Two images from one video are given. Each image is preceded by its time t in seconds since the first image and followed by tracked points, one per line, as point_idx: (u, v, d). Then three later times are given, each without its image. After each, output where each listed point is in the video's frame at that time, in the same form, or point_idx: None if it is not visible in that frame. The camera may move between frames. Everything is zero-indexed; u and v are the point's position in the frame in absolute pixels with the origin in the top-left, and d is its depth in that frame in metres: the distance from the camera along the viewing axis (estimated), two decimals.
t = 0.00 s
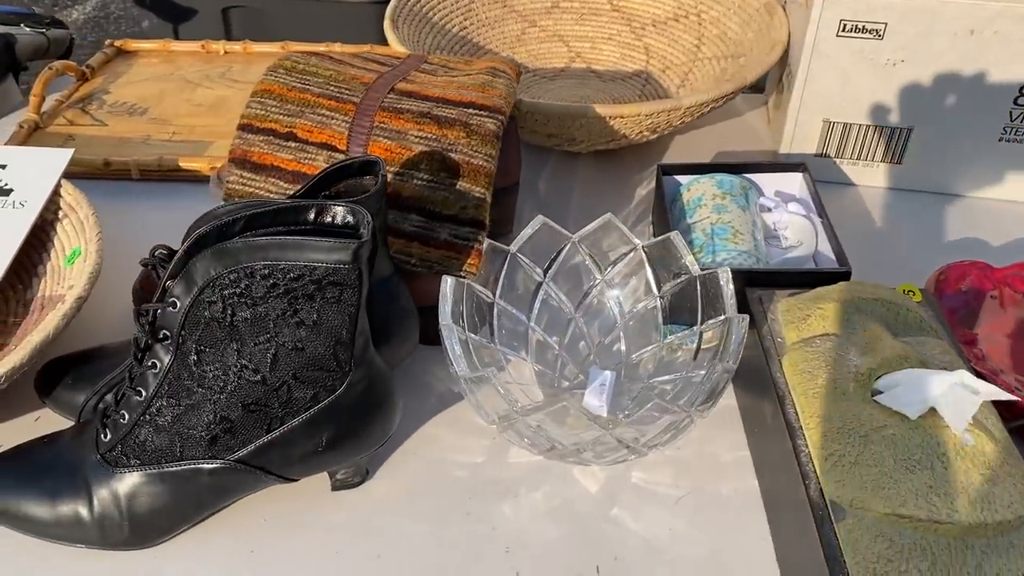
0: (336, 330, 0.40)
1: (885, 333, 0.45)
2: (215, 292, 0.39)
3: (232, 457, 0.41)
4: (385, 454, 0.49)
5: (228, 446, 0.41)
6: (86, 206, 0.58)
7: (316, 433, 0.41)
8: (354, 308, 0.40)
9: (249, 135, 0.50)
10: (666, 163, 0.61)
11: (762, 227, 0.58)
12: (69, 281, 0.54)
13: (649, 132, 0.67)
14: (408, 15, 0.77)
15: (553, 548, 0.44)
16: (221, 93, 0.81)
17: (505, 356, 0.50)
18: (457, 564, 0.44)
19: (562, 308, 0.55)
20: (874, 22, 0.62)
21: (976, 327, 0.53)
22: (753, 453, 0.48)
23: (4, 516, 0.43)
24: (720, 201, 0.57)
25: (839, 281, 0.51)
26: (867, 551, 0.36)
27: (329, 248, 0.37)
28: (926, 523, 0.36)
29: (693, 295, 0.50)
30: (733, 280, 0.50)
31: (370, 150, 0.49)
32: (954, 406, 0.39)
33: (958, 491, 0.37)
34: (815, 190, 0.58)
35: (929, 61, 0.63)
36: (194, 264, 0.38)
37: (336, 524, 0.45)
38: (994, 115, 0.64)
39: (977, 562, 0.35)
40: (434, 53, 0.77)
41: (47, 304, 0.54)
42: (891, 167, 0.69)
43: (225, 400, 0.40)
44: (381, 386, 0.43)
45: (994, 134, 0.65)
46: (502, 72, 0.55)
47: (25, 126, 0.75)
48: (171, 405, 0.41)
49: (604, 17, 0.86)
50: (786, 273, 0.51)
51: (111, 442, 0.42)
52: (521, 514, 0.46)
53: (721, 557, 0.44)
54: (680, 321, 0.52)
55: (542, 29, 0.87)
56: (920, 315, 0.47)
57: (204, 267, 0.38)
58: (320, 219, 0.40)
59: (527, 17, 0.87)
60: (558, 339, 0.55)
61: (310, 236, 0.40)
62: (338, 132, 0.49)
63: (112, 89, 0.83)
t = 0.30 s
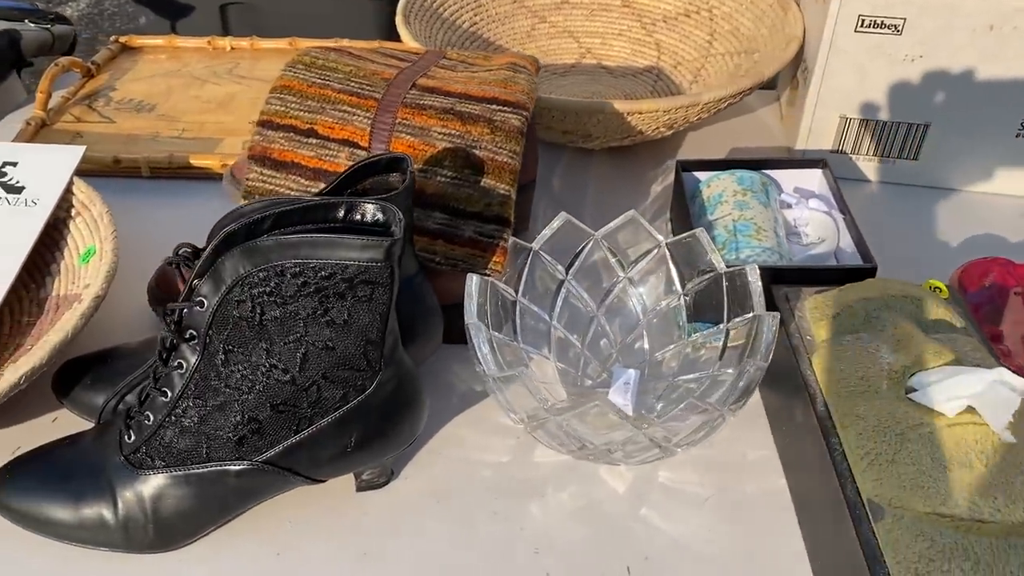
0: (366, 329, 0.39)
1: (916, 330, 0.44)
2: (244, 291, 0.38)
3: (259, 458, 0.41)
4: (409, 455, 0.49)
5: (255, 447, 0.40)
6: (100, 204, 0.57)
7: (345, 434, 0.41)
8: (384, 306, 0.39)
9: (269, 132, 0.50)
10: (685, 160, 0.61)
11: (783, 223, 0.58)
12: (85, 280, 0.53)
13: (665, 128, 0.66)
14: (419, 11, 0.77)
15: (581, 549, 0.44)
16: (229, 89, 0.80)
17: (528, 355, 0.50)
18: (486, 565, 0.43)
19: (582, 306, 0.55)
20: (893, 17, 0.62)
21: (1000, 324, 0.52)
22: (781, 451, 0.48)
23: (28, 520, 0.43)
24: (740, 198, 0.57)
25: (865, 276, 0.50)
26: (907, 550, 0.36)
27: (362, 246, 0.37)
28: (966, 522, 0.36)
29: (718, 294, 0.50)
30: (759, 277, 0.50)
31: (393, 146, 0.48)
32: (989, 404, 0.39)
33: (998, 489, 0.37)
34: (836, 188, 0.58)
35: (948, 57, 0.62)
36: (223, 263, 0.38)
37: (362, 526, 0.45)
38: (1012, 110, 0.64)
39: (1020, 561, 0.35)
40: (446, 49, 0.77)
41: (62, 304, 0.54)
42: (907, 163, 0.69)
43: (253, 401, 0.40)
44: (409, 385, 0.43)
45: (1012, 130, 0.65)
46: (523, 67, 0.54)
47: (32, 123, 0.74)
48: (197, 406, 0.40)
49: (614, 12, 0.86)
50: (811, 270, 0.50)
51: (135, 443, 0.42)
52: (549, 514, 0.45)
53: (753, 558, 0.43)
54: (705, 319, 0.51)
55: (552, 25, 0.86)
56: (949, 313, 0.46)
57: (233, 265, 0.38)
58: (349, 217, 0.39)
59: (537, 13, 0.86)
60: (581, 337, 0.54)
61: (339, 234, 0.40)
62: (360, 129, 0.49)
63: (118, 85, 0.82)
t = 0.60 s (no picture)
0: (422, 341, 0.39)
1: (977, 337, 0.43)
2: (300, 302, 0.37)
3: (312, 473, 0.40)
4: (455, 466, 0.48)
5: (308, 461, 0.39)
6: (131, 208, 0.56)
7: (400, 447, 0.40)
8: (441, 318, 0.39)
9: (310, 137, 0.48)
10: (725, 164, 0.61)
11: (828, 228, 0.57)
12: (119, 287, 0.53)
13: (701, 130, 0.65)
14: (446, 11, 0.76)
15: (634, 562, 0.43)
16: (250, 90, 0.79)
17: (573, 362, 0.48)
18: None
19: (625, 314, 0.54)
20: (933, 19, 0.61)
21: None
22: (834, 462, 0.47)
23: (71, 537, 0.42)
24: (785, 202, 0.57)
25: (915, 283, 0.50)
26: (982, 566, 0.35)
27: (422, 256, 0.36)
28: None
29: (768, 302, 0.49)
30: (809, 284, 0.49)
31: (437, 152, 0.47)
32: None
33: None
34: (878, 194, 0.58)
35: (988, 59, 0.62)
36: (278, 274, 0.37)
37: (412, 540, 0.44)
38: None
39: None
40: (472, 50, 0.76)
41: (95, 312, 0.53)
42: (943, 166, 0.68)
43: (307, 415, 0.39)
44: (461, 396, 0.42)
45: None
46: (564, 70, 0.53)
47: (53, 125, 0.73)
48: (249, 420, 0.39)
49: (639, 12, 0.84)
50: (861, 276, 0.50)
51: (182, 458, 0.41)
52: (601, 528, 0.45)
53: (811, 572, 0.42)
54: (753, 328, 0.51)
55: (576, 25, 0.85)
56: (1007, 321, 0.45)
57: (289, 276, 0.37)
58: (405, 226, 0.38)
59: (561, 13, 0.85)
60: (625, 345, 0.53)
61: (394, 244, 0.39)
62: (404, 134, 0.48)
63: (137, 86, 0.81)
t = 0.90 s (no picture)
0: (491, 367, 0.38)
1: None
2: (367, 329, 0.36)
3: (376, 503, 0.39)
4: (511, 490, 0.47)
5: (372, 491, 0.38)
6: (172, 224, 0.55)
7: (465, 475, 0.39)
8: (510, 344, 0.38)
9: (361, 154, 0.47)
10: (772, 176, 0.60)
11: (879, 243, 0.56)
12: (163, 306, 0.52)
13: (745, 141, 0.64)
14: (479, 18, 0.75)
15: None
16: (279, 98, 0.78)
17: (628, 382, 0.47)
18: None
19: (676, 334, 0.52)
20: (983, 29, 0.60)
21: None
22: (896, 486, 0.46)
23: (122, 567, 0.40)
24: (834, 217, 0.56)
25: (972, 302, 0.49)
26: None
27: (496, 283, 0.35)
28: None
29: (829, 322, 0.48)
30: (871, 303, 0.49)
31: (492, 170, 0.46)
32: None
33: None
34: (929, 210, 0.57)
35: None
36: (346, 300, 0.36)
37: (472, 568, 0.43)
38: None
39: None
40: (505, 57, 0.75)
41: (139, 332, 0.52)
42: (987, 177, 0.67)
43: (373, 443, 0.38)
44: (525, 421, 0.41)
45: None
46: (615, 83, 0.52)
47: (80, 135, 0.72)
48: (311, 449, 0.38)
49: (670, 18, 0.83)
50: (921, 294, 0.49)
51: (240, 487, 0.39)
52: (664, 555, 0.44)
53: None
54: (812, 347, 0.50)
55: (607, 31, 0.84)
56: None
57: (357, 303, 0.36)
58: (473, 250, 0.37)
59: (591, 19, 0.84)
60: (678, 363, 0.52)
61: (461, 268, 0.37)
62: (458, 151, 0.47)
63: (163, 94, 0.79)
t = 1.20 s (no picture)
0: (526, 380, 0.37)
1: None
2: (401, 341, 0.36)
3: (407, 519, 0.38)
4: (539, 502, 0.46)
5: (404, 507, 0.37)
6: (190, 228, 0.54)
7: (498, 490, 0.39)
8: (545, 357, 0.37)
9: (386, 158, 0.46)
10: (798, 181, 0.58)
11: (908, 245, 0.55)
12: (182, 312, 0.51)
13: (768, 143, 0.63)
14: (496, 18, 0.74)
15: None
16: (291, 98, 0.77)
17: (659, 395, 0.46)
18: None
19: (704, 342, 0.51)
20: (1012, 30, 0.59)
21: None
22: (931, 497, 0.46)
23: None
24: (862, 222, 0.55)
25: (1006, 312, 0.49)
26: None
27: (534, 295, 0.34)
28: None
29: (862, 329, 0.47)
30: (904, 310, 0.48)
31: (520, 175, 0.45)
32: None
33: None
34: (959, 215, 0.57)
35: None
36: (379, 312, 0.35)
37: None
38: None
39: None
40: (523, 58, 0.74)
41: (158, 339, 0.51)
42: (1012, 179, 0.66)
43: (405, 458, 0.37)
44: (557, 434, 0.40)
45: None
46: (642, 86, 0.51)
47: (92, 136, 0.71)
48: (341, 464, 0.37)
49: (687, 17, 0.82)
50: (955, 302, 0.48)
51: (268, 502, 0.38)
52: (697, 568, 0.43)
53: None
54: (845, 355, 0.49)
55: (623, 30, 0.83)
56: None
57: (391, 315, 0.35)
58: (507, 260, 0.36)
59: (607, 18, 0.83)
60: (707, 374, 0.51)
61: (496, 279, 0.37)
62: (485, 156, 0.46)
63: (174, 94, 0.78)
